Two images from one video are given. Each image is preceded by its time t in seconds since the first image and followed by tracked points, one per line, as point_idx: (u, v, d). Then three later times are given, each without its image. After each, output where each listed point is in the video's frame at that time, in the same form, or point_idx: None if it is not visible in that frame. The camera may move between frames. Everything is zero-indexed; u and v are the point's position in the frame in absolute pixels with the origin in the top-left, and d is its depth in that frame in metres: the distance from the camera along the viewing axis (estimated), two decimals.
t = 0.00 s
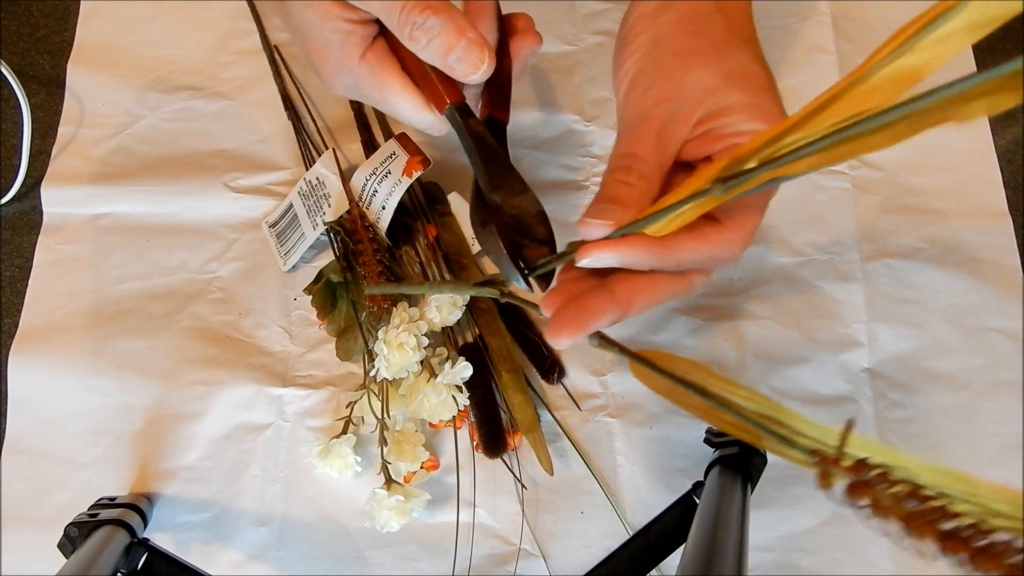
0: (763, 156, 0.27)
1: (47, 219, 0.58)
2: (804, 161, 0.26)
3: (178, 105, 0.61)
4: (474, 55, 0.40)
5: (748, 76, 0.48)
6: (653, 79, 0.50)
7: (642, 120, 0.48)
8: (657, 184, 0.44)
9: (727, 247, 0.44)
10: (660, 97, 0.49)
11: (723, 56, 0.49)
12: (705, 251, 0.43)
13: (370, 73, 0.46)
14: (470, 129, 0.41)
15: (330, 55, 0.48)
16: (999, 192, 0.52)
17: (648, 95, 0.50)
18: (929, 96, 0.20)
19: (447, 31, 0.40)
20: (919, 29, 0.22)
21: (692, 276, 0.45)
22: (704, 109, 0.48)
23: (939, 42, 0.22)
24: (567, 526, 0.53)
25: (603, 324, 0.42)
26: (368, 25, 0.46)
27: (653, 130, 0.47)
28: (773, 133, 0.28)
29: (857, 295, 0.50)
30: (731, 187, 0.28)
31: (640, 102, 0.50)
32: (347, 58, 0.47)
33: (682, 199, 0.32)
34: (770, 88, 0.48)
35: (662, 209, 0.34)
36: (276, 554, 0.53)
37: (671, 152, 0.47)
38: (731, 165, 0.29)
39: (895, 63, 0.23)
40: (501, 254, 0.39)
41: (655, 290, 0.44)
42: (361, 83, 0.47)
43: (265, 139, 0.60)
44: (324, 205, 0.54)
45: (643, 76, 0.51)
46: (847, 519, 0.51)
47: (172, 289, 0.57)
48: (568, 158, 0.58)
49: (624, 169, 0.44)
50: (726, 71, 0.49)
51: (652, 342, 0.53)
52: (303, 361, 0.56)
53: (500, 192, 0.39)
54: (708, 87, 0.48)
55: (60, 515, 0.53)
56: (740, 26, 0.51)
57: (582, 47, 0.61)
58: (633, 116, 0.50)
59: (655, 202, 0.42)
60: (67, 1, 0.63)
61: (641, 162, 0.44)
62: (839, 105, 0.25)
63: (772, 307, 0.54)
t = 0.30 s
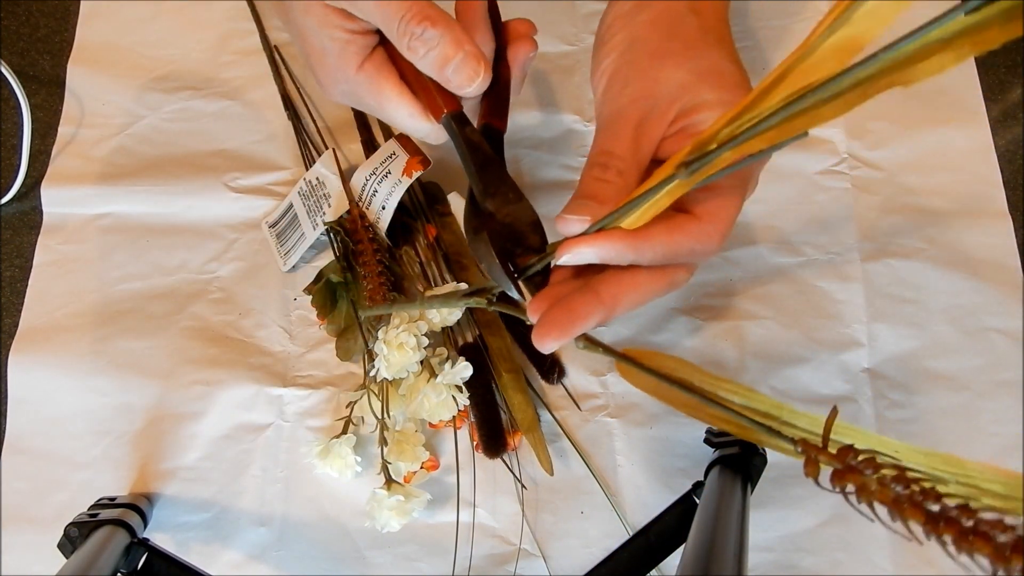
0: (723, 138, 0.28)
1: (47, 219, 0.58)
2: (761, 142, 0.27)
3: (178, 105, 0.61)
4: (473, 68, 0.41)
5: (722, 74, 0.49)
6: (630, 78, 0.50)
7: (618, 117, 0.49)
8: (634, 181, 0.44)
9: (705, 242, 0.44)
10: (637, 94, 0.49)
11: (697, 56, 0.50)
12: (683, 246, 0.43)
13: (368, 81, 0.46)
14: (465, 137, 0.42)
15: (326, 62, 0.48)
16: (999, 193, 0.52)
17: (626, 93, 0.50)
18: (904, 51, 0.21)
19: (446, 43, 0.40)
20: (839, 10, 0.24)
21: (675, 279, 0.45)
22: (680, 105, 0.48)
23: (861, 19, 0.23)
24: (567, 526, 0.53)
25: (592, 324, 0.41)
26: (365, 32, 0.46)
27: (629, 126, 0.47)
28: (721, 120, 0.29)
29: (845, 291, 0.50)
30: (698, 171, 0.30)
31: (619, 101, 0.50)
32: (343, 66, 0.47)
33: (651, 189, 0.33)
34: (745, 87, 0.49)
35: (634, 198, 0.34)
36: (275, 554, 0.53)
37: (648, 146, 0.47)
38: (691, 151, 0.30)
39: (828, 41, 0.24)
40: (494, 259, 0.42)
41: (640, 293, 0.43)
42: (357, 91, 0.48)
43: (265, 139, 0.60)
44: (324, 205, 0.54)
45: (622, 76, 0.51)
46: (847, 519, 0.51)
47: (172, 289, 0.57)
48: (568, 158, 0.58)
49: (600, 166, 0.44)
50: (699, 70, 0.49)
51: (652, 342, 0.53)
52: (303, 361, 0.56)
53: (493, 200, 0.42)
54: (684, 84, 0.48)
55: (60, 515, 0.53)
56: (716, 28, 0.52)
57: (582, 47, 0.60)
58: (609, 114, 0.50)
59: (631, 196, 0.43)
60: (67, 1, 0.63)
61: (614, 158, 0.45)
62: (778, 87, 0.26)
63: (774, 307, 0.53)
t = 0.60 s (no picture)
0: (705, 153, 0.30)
1: (47, 219, 0.58)
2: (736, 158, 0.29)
3: (178, 105, 0.61)
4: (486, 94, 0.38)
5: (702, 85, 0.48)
6: (617, 95, 0.50)
7: (605, 135, 0.49)
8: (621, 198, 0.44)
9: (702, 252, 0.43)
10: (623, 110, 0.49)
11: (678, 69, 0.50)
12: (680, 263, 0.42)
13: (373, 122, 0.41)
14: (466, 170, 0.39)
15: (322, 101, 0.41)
16: (999, 192, 0.52)
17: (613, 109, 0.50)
18: (855, 73, 0.23)
19: (461, 83, 0.37)
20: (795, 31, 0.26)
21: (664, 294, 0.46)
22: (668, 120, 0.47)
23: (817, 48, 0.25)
24: (567, 526, 0.53)
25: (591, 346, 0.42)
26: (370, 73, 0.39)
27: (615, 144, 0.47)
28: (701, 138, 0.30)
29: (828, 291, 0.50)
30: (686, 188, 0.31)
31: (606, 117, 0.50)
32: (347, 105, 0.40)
33: (640, 209, 0.34)
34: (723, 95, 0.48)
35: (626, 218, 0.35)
36: (275, 554, 0.53)
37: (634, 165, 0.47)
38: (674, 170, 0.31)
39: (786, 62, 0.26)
40: (498, 290, 0.40)
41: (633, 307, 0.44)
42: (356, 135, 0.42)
43: (265, 139, 0.60)
44: (324, 205, 0.54)
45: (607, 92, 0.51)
46: (847, 519, 0.51)
47: (172, 289, 0.57)
48: (568, 158, 0.58)
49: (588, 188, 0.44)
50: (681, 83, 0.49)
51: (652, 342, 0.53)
52: (303, 361, 0.56)
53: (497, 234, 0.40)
54: (669, 100, 0.48)
55: (60, 515, 0.53)
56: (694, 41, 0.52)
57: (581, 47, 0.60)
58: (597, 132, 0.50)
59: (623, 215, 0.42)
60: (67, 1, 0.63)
61: (600, 180, 0.45)
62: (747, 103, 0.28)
63: (774, 306, 0.53)
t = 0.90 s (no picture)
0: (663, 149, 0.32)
1: (47, 219, 0.58)
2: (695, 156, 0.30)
3: (178, 105, 0.61)
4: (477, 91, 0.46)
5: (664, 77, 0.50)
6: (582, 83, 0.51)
7: (573, 119, 0.49)
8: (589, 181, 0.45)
9: (662, 230, 0.44)
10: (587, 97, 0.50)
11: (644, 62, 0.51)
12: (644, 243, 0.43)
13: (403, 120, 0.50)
14: (454, 153, 0.43)
15: (360, 107, 0.50)
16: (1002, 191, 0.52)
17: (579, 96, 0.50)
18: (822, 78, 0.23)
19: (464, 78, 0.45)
20: (741, 41, 0.27)
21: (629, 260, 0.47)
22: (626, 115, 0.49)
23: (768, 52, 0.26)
24: (567, 526, 0.53)
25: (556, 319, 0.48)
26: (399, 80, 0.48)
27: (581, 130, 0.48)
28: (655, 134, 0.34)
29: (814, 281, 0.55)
30: (649, 179, 0.35)
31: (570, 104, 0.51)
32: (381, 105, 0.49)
33: (608, 193, 0.38)
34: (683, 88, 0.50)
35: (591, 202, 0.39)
36: (276, 554, 0.53)
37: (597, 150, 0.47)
38: (635, 159, 0.35)
39: (732, 67, 0.27)
40: (475, 267, 0.40)
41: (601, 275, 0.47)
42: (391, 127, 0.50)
43: (266, 139, 0.60)
44: (320, 205, 0.55)
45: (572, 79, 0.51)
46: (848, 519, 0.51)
47: (172, 289, 0.57)
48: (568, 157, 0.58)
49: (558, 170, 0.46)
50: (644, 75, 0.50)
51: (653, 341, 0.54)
52: (303, 361, 0.56)
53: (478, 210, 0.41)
54: (632, 94, 0.49)
55: (60, 515, 0.53)
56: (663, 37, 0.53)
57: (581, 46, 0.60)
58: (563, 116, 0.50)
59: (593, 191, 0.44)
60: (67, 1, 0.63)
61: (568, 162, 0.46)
62: (701, 106, 0.29)
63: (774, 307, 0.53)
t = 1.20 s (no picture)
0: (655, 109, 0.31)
1: (47, 219, 0.58)
2: (685, 107, 0.29)
3: (178, 104, 0.61)
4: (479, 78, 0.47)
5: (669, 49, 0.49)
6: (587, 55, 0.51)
7: (575, 89, 0.50)
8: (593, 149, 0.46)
9: (668, 213, 0.45)
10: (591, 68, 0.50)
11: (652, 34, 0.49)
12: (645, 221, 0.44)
13: (410, 109, 0.51)
14: (459, 140, 0.45)
15: (369, 99, 0.51)
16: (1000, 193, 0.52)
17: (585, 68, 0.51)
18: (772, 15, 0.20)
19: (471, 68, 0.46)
20: None
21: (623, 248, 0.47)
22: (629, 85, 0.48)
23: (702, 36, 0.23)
24: (567, 526, 0.53)
25: (550, 318, 0.47)
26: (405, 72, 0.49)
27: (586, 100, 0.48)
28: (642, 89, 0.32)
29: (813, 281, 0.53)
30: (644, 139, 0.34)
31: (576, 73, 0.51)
32: (388, 96, 0.50)
33: (604, 159, 0.38)
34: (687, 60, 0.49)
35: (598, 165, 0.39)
36: (276, 554, 0.53)
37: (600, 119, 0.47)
38: (630, 119, 0.33)
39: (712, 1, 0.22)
40: (482, 253, 0.42)
41: (595, 269, 0.46)
42: (397, 116, 0.52)
43: (266, 139, 0.60)
44: (324, 204, 0.54)
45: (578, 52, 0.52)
46: (848, 519, 0.51)
47: (172, 289, 0.57)
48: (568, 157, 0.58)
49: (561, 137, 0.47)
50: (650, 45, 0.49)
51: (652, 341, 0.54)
52: (303, 361, 0.56)
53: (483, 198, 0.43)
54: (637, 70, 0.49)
55: (60, 515, 0.53)
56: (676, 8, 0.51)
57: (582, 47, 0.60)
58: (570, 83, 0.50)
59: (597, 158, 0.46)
60: (67, 1, 0.63)
61: (570, 131, 0.47)
62: (686, 52, 0.25)
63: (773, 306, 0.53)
